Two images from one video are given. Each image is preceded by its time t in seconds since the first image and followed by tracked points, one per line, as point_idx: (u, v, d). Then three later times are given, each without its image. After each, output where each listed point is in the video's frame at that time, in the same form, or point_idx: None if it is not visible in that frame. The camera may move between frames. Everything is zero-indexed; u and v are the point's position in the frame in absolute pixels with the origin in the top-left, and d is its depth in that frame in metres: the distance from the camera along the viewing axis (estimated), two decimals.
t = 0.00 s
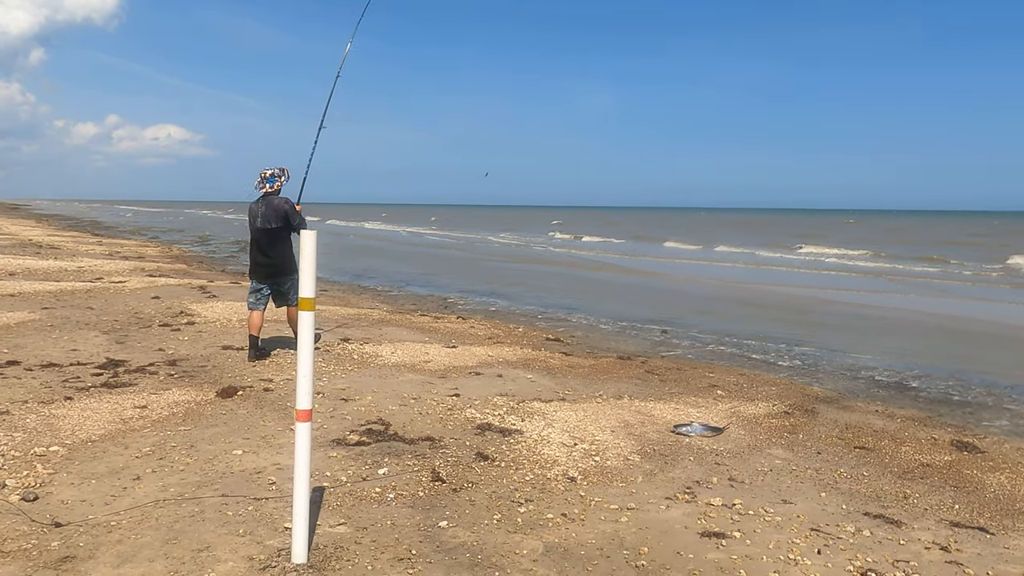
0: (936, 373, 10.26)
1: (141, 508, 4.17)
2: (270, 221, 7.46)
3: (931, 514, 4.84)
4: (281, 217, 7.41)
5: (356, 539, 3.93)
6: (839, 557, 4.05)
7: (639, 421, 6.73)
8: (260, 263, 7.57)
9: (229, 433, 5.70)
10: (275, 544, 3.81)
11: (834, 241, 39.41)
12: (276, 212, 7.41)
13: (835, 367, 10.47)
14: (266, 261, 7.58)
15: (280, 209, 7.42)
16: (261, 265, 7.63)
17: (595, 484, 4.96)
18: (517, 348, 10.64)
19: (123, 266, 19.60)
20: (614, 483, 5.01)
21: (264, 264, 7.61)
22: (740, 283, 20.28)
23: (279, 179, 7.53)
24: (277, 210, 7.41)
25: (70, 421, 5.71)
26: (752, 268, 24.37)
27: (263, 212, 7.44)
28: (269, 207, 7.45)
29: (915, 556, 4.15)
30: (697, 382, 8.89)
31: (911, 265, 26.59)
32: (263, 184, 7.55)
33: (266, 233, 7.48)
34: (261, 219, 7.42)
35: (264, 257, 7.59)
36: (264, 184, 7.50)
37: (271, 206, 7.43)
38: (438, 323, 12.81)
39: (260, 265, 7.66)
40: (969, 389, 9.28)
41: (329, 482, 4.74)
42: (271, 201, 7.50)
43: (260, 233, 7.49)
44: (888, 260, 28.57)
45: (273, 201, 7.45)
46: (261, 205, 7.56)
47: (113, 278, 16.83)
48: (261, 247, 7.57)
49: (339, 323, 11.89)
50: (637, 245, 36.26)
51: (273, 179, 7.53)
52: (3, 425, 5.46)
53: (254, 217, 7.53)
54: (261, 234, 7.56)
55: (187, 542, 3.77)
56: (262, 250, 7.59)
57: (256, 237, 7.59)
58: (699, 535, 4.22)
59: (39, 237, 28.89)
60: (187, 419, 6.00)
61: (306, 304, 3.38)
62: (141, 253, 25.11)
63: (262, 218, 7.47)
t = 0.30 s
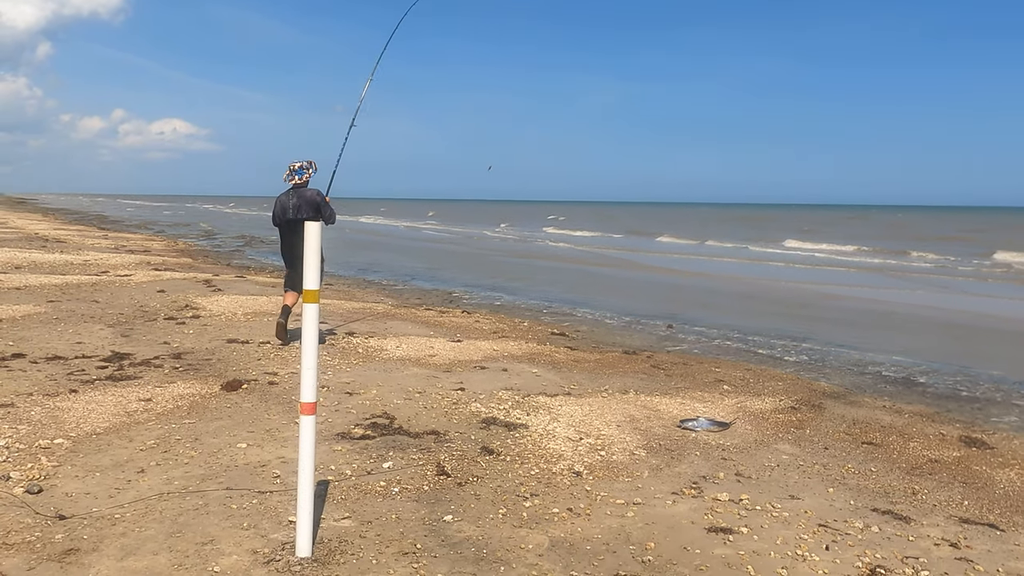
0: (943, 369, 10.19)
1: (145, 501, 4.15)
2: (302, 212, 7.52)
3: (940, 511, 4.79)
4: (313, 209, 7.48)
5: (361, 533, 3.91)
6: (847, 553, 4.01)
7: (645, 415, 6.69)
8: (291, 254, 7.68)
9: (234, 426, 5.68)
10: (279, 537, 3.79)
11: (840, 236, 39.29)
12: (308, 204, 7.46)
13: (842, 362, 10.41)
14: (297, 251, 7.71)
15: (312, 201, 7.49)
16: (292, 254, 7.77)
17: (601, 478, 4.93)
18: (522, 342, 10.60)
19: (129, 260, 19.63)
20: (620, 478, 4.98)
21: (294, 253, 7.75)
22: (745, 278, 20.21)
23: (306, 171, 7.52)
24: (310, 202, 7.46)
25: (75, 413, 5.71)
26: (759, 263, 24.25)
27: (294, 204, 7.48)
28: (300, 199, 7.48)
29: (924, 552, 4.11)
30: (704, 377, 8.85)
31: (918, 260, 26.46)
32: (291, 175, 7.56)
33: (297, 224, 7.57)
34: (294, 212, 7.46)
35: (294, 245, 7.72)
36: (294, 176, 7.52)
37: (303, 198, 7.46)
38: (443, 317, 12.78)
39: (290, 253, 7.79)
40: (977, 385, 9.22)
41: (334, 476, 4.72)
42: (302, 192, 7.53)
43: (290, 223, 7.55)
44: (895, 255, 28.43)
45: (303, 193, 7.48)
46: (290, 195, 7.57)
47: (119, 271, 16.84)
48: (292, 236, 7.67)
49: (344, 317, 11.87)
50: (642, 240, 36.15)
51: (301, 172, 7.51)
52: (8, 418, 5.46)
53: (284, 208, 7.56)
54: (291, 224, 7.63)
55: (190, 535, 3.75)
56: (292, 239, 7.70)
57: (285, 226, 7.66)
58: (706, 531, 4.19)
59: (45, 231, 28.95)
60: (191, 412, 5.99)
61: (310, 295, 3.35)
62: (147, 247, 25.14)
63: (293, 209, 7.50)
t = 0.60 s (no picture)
0: (957, 366, 10.08)
1: (154, 503, 4.11)
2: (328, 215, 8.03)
3: (960, 512, 4.71)
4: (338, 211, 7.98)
5: (371, 536, 3.85)
6: (866, 556, 3.94)
7: (657, 414, 6.62)
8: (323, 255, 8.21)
9: (242, 426, 5.64)
10: (289, 540, 3.73)
11: (849, 233, 39.06)
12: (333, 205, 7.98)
13: (854, 360, 10.31)
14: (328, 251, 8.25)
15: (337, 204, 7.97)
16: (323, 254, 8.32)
17: (614, 479, 4.86)
18: (531, 340, 10.53)
19: (137, 258, 19.65)
20: (634, 479, 4.91)
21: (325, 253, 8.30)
22: (754, 274, 20.11)
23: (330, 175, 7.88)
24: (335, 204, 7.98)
25: (83, 414, 5.67)
26: (767, 260, 24.11)
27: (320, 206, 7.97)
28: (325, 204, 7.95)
29: (945, 555, 4.03)
30: (714, 375, 8.77)
31: (928, 256, 26.29)
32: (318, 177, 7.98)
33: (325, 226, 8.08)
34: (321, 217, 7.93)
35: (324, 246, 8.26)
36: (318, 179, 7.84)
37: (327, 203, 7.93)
38: (450, 315, 12.72)
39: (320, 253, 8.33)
40: (992, 383, 9.11)
41: (344, 477, 4.67)
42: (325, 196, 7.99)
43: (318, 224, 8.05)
44: (904, 251, 28.21)
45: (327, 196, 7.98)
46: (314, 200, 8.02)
47: (127, 270, 16.84)
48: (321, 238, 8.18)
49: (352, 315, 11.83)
50: (649, 237, 35.99)
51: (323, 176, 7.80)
52: (16, 418, 5.42)
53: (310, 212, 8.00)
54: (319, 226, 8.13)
55: (199, 538, 3.70)
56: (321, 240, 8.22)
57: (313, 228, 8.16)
58: (722, 533, 4.11)
59: (53, 230, 29.04)
60: (200, 412, 5.94)
61: (320, 295, 3.30)
62: (155, 245, 25.17)
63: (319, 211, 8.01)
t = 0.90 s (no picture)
0: (973, 364, 9.95)
1: (165, 513, 4.05)
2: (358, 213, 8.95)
3: (985, 518, 4.61)
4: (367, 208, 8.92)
5: (387, 546, 3.78)
6: (893, 566, 3.85)
7: (671, 417, 6.53)
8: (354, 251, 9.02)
9: (253, 432, 5.57)
10: (303, 552, 3.66)
11: (859, 228, 38.78)
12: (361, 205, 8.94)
13: (868, 359, 10.20)
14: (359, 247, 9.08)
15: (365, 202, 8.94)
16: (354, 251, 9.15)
17: (631, 485, 4.78)
18: (541, 341, 10.45)
19: (145, 259, 19.64)
20: (651, 485, 4.83)
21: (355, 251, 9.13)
22: (764, 271, 19.98)
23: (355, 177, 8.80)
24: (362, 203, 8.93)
25: (92, 420, 5.62)
26: (777, 256, 23.95)
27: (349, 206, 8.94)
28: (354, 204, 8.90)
29: (973, 564, 3.93)
30: (728, 375, 8.68)
31: (939, 251, 26.07)
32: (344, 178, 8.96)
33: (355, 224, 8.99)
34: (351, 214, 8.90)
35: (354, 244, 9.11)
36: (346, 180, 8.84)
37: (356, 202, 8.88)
38: (459, 315, 12.64)
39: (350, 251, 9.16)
40: (1010, 382, 8.99)
41: (357, 484, 4.59)
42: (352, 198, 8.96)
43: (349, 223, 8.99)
44: (916, 247, 27.96)
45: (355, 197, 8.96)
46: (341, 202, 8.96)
47: (135, 271, 16.83)
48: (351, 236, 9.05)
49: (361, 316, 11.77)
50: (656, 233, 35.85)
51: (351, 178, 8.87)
52: (26, 425, 5.37)
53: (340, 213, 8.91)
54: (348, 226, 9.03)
55: (212, 550, 3.64)
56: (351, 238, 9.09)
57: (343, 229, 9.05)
58: (744, 542, 4.03)
59: (61, 230, 29.10)
60: (210, 418, 5.88)
61: (333, 302, 3.22)
62: (162, 246, 25.16)
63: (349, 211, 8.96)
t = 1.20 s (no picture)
0: (986, 362, 9.85)
1: (175, 520, 3.99)
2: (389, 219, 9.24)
3: (1008, 521, 4.53)
4: (399, 215, 9.19)
5: (400, 554, 3.72)
6: (916, 572, 3.78)
7: (684, 418, 6.45)
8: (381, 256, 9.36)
9: (263, 435, 5.52)
10: (316, 560, 3.61)
11: (866, 223, 38.54)
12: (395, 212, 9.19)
13: (880, 357, 10.10)
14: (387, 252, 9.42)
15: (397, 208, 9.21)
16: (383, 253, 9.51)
17: (647, 489, 4.71)
18: (550, 340, 10.38)
19: (151, 259, 19.63)
20: (666, 488, 4.76)
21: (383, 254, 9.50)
22: (771, 267, 19.86)
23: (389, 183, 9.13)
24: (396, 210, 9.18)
25: (101, 424, 5.57)
26: (784, 253, 23.82)
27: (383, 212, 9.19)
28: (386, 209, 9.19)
29: (999, 570, 3.86)
30: (739, 375, 8.60)
31: (948, 246, 25.89)
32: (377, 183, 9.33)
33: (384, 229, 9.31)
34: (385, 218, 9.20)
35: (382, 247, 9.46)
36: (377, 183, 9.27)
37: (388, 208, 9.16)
38: (467, 314, 12.56)
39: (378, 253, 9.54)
40: None
41: (369, 489, 4.53)
42: (385, 201, 9.25)
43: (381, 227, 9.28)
44: (924, 242, 27.76)
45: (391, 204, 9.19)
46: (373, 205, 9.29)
47: (141, 271, 16.81)
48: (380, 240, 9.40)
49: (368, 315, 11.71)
50: (662, 229, 35.72)
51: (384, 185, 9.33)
52: (34, 430, 5.33)
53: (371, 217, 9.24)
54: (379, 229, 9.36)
55: (224, 559, 3.58)
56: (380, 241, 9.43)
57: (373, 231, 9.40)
58: (763, 548, 3.96)
59: (68, 230, 29.15)
60: (219, 421, 5.83)
61: (346, 308, 3.16)
62: (168, 244, 25.17)
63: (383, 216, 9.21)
